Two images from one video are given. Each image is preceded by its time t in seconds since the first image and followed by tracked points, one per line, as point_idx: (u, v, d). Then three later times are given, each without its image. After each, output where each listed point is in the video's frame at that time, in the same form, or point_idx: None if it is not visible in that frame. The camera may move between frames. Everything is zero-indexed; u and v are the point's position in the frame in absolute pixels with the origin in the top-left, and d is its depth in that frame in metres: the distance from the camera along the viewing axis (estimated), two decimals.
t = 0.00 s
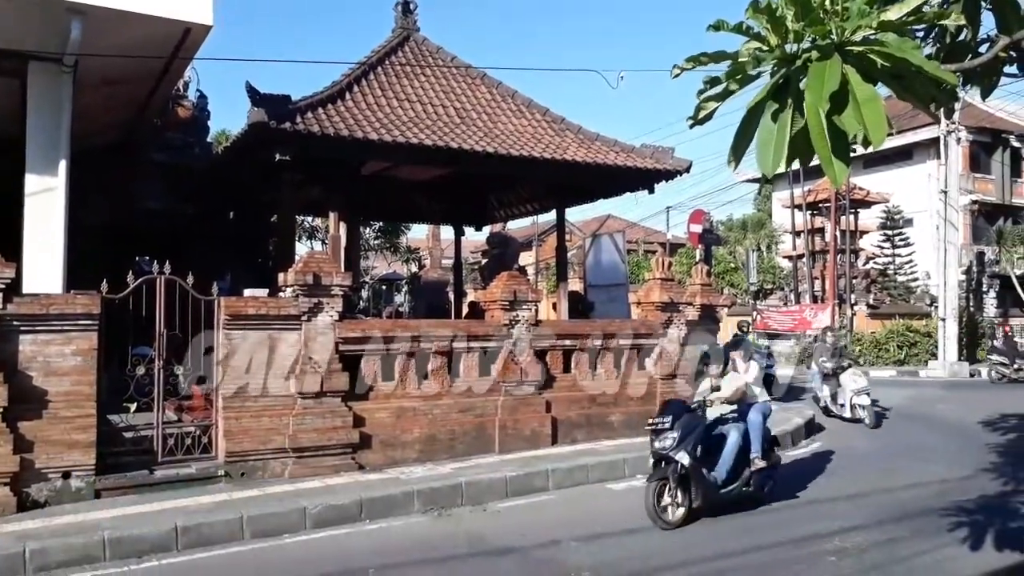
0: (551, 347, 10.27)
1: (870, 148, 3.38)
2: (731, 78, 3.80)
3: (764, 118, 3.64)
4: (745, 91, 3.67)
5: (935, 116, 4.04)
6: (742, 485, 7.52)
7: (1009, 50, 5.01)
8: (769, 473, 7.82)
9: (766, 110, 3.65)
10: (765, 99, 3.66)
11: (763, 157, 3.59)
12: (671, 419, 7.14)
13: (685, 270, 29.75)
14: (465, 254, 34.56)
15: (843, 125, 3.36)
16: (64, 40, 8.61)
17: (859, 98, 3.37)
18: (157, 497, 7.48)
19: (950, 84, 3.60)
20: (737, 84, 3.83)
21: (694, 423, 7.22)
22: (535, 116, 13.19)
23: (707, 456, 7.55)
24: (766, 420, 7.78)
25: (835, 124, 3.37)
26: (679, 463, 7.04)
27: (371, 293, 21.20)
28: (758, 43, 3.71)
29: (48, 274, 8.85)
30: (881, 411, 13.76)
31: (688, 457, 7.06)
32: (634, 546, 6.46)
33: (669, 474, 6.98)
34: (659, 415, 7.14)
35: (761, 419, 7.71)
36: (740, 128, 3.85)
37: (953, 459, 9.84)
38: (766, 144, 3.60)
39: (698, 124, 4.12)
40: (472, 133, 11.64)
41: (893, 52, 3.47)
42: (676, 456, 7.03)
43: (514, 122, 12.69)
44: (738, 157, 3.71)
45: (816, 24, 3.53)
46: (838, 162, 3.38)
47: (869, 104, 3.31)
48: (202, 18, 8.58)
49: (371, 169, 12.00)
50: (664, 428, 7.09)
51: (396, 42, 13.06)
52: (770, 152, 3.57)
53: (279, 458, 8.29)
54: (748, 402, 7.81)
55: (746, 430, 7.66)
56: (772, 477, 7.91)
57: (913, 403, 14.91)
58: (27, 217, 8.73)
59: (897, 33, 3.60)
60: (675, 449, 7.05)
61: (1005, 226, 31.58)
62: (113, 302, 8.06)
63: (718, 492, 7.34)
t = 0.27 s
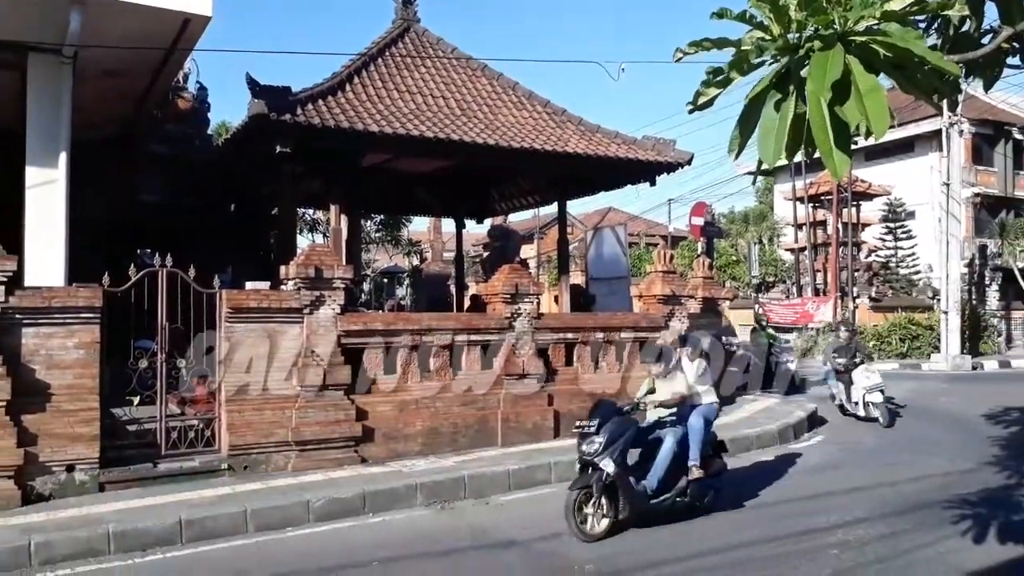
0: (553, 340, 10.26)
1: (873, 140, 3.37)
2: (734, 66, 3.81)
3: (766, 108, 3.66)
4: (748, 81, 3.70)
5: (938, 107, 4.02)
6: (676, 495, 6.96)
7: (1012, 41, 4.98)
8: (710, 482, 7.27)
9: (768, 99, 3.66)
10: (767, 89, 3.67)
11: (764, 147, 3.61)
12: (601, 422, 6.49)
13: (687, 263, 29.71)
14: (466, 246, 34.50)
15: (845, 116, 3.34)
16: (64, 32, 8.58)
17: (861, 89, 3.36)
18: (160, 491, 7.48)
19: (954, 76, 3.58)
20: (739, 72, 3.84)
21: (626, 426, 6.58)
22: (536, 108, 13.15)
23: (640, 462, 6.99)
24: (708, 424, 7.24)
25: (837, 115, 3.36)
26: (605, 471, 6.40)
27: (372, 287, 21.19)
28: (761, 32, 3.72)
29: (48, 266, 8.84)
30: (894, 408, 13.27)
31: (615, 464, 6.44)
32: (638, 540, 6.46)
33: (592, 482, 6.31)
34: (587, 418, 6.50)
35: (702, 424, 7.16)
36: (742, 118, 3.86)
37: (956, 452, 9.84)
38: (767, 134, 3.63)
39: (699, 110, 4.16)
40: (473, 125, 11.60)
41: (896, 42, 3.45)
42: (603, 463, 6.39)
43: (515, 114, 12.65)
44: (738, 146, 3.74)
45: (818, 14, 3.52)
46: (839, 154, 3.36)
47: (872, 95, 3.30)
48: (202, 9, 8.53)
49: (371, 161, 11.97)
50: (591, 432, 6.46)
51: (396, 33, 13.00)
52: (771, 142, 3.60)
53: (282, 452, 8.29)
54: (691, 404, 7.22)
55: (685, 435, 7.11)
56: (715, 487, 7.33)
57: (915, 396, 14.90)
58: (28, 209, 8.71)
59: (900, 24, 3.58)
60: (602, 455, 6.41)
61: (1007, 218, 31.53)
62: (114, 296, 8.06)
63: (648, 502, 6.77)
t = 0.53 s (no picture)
0: (558, 339, 10.24)
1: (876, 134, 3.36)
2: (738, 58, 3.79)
3: (769, 101, 3.66)
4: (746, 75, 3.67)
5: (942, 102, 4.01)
6: (598, 513, 6.39)
7: (1018, 34, 4.94)
8: (642, 500, 6.64)
9: (772, 92, 3.66)
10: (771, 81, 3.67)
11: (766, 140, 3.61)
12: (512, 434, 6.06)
13: (691, 260, 29.68)
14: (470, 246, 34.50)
15: (848, 110, 3.33)
16: (67, 34, 8.58)
17: (864, 83, 3.34)
18: (168, 492, 7.50)
19: (958, 71, 3.57)
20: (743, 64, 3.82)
21: (542, 439, 6.13)
22: (539, 106, 13.13)
23: (564, 478, 6.47)
24: (637, 436, 6.65)
25: (840, 108, 3.34)
26: (514, 488, 5.93)
27: (377, 286, 21.21)
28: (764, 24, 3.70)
29: (53, 269, 8.85)
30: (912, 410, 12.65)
31: (526, 480, 5.96)
32: (645, 538, 6.45)
33: (499, 498, 5.84)
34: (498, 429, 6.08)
35: (630, 435, 6.57)
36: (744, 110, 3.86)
37: (963, 448, 9.80)
38: (770, 128, 3.62)
39: (701, 104, 4.17)
40: (476, 124, 11.59)
41: (899, 37, 3.44)
42: (513, 478, 5.94)
43: (518, 112, 12.64)
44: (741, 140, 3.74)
45: (822, 8, 3.52)
46: (844, 148, 3.34)
47: (876, 89, 3.29)
48: (204, 10, 8.52)
49: (375, 161, 11.97)
50: (503, 444, 6.05)
51: (398, 32, 12.99)
52: (773, 137, 3.59)
53: (288, 452, 8.30)
54: (621, 413, 6.71)
55: (612, 447, 6.52)
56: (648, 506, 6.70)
57: (922, 392, 14.84)
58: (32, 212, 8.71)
59: (903, 17, 3.58)
60: (513, 470, 5.97)
61: (1013, 212, 31.40)
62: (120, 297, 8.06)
63: (567, 522, 6.20)
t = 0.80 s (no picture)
0: (580, 347, 10.22)
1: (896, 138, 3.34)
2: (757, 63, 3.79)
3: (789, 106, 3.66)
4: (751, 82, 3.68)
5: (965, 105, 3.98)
6: (491, 552, 5.62)
7: None
8: (550, 537, 5.91)
9: (792, 99, 3.65)
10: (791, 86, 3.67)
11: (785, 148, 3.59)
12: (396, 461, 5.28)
13: (714, 267, 29.53)
14: (491, 255, 34.56)
15: (868, 113, 3.30)
16: (95, 50, 8.74)
17: (884, 86, 3.32)
18: (195, 501, 7.57)
19: (980, 73, 3.54)
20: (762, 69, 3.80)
21: (432, 467, 5.33)
22: (559, 114, 13.15)
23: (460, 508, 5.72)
24: (545, 465, 5.88)
25: (859, 111, 3.32)
26: (392, 525, 5.17)
27: (399, 296, 21.30)
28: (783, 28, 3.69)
29: (82, 281, 8.98)
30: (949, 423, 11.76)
31: (405, 516, 5.19)
32: (670, 548, 6.40)
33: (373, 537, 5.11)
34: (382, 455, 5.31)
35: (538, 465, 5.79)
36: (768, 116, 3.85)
37: (994, 457, 9.64)
38: (790, 133, 3.60)
39: (722, 110, 4.15)
40: (496, 133, 11.62)
41: (920, 39, 3.42)
42: (391, 513, 5.18)
43: (538, 121, 12.66)
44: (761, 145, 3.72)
45: (842, 10, 3.51)
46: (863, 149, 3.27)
47: (895, 92, 3.27)
48: (228, 24, 8.64)
49: (396, 171, 12.03)
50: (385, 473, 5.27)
51: (419, 43, 13.08)
52: (794, 142, 3.57)
53: (313, 462, 8.34)
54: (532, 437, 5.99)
55: (514, 476, 5.74)
56: (555, 543, 5.92)
57: (951, 400, 14.62)
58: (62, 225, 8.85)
59: (925, 19, 3.55)
60: (393, 503, 5.19)
61: None
62: (148, 308, 8.22)
63: (452, 561, 5.45)
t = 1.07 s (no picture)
0: (606, 351, 10.19)
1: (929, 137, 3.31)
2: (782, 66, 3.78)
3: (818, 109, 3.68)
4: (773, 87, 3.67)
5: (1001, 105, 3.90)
6: None
7: None
8: (452, 565, 5.54)
9: (821, 102, 3.66)
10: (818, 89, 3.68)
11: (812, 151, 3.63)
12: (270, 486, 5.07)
13: (741, 271, 29.33)
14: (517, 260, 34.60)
15: (899, 112, 3.28)
16: (128, 58, 8.89)
17: (917, 86, 3.29)
18: (225, 503, 7.66)
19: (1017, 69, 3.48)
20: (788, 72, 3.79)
21: (307, 494, 5.11)
22: (585, 119, 13.15)
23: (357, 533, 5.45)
24: (448, 486, 5.47)
25: (891, 111, 3.29)
26: (262, 555, 4.98)
27: (425, 300, 21.40)
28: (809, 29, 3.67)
29: (115, 285, 9.13)
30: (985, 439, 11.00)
31: (276, 546, 4.99)
32: (697, 553, 6.36)
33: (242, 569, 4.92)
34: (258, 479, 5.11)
35: (435, 487, 5.39)
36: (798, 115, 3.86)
37: None
38: (821, 137, 3.59)
39: (749, 113, 4.12)
40: (522, 138, 11.65)
41: (953, 36, 3.37)
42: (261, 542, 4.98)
43: (564, 126, 12.67)
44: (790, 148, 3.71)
45: (872, 9, 3.46)
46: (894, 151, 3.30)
47: (929, 92, 3.24)
48: (258, 32, 8.74)
49: (423, 176, 12.09)
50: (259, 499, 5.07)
51: (445, 49, 13.16)
52: (824, 145, 3.56)
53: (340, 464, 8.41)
54: (438, 455, 5.61)
55: (407, 501, 5.37)
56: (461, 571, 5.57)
57: (986, 407, 14.35)
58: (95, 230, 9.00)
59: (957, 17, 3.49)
60: (264, 531, 4.99)
61: None
62: (179, 313, 8.35)
63: None
